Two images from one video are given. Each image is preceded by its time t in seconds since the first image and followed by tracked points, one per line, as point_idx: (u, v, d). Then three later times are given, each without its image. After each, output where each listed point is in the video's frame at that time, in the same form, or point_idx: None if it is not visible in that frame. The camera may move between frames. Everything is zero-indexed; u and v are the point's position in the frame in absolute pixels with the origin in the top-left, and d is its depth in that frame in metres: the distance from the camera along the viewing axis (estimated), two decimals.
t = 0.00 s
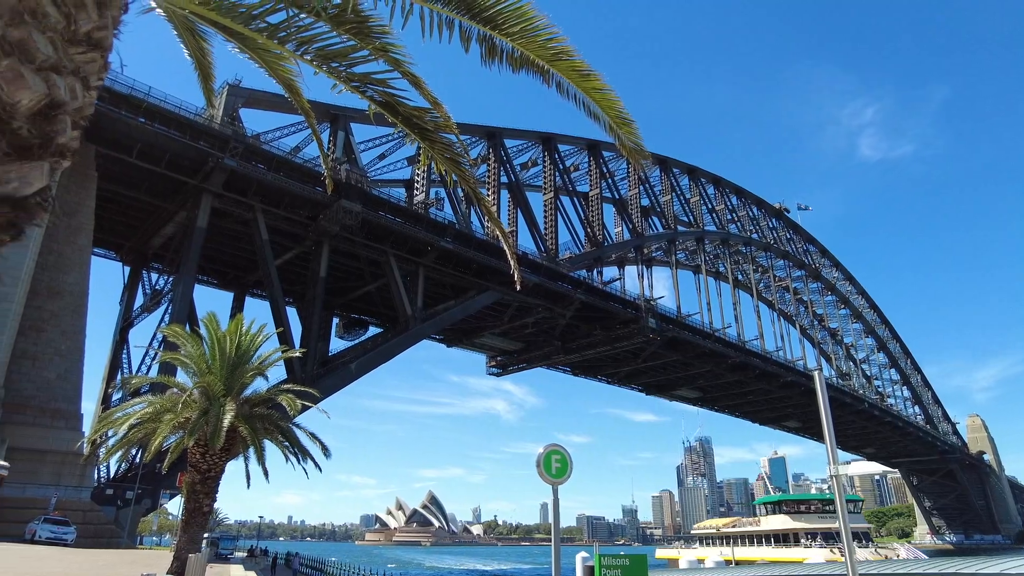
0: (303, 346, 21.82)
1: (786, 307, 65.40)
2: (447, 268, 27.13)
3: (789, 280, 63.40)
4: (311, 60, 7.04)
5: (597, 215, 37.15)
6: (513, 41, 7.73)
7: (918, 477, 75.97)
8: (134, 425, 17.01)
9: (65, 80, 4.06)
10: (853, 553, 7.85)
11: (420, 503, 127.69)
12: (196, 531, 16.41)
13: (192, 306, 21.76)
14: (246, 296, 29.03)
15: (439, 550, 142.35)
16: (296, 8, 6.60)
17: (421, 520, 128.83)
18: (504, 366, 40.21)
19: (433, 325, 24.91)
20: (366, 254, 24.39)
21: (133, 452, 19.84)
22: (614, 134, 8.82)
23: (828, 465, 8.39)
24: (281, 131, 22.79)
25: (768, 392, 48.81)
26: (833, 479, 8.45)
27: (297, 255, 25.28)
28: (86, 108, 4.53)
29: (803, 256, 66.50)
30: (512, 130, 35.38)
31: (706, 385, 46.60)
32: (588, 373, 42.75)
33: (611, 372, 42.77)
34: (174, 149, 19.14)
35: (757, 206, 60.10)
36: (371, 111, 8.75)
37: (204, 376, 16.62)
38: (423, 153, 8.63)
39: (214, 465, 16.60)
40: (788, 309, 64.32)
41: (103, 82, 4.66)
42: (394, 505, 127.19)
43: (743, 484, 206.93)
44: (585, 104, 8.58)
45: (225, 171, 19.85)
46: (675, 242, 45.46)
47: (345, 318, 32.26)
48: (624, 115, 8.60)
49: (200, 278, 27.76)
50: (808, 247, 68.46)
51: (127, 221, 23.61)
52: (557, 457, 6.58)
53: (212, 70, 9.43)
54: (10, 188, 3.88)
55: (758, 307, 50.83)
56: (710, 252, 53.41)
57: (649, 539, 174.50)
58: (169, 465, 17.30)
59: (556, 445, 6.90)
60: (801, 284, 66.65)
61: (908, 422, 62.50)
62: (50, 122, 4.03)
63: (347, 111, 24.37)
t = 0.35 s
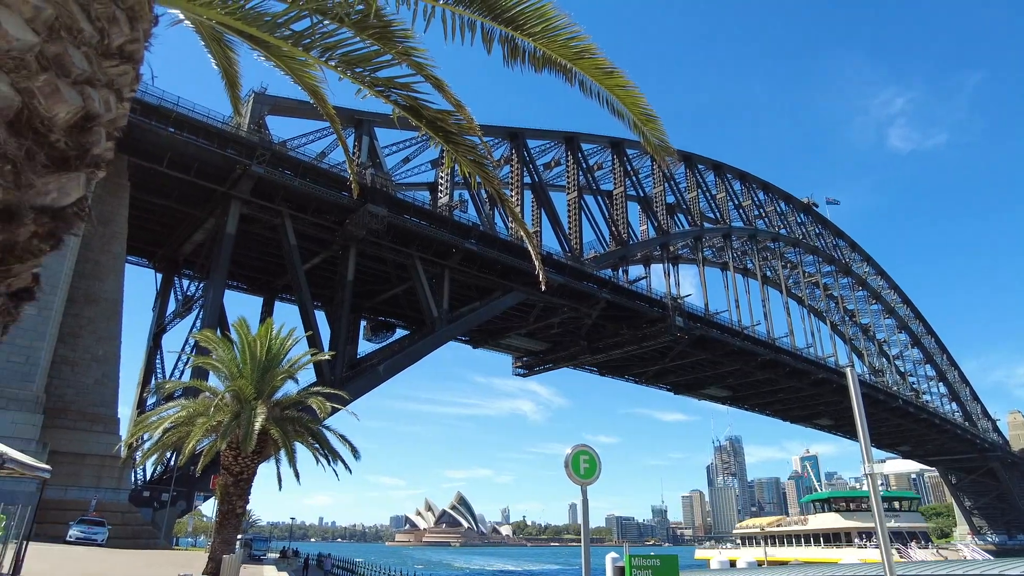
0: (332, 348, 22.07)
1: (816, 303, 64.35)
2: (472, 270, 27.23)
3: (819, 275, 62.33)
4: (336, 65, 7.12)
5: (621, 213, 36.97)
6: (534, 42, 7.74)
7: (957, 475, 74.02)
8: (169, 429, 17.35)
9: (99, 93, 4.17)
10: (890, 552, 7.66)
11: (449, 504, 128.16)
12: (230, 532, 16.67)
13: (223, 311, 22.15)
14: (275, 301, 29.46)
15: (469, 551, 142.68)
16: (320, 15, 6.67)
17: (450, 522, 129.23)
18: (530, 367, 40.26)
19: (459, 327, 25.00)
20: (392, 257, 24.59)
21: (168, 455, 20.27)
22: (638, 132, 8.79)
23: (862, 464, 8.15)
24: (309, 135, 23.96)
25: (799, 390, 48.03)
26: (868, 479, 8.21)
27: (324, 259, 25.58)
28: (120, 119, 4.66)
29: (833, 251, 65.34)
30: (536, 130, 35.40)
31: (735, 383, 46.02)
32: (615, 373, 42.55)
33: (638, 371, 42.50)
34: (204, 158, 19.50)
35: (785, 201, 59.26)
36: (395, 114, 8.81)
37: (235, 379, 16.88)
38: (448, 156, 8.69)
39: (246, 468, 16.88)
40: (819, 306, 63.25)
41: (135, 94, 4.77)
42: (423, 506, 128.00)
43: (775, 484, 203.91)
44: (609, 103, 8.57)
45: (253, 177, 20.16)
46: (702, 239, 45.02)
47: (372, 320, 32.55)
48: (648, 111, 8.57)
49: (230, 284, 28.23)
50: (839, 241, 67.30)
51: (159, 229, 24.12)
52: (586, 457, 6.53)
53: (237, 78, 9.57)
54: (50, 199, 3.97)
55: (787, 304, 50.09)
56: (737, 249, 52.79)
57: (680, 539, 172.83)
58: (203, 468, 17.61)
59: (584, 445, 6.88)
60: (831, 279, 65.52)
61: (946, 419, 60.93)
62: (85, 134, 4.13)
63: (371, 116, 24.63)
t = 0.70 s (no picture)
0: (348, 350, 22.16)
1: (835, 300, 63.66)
2: (487, 270, 27.25)
3: (837, 272, 61.67)
4: (348, 67, 7.15)
5: (636, 211, 36.80)
6: (546, 40, 7.71)
7: (981, 474, 72.84)
8: (188, 430, 17.53)
9: (113, 98, 4.21)
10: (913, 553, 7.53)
11: (466, 505, 128.44)
12: (249, 532, 16.77)
13: (240, 314, 22.35)
14: (292, 303, 29.68)
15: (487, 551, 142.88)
16: (332, 17, 6.71)
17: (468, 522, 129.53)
18: (546, 366, 40.25)
19: (475, 327, 25.01)
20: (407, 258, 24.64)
21: (188, 456, 20.51)
22: (652, 129, 8.73)
23: (883, 462, 8.01)
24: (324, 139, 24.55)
25: (818, 388, 47.51)
26: (890, 477, 8.07)
27: (340, 260, 25.72)
28: (133, 124, 4.69)
29: (851, 247, 64.61)
30: (549, 129, 35.38)
31: (753, 382, 45.67)
32: (631, 372, 42.38)
33: (655, 370, 42.31)
34: (221, 162, 19.68)
35: (802, 197, 58.71)
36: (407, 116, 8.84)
37: (254, 381, 17.03)
38: (460, 155, 8.69)
39: (265, 468, 17.00)
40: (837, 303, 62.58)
41: (148, 97, 4.81)
42: (440, 507, 128.50)
43: (794, 483, 202.11)
44: (622, 100, 8.52)
45: (268, 181, 20.31)
46: (718, 237, 44.69)
47: (389, 321, 32.69)
48: (661, 108, 8.51)
49: (248, 286, 28.48)
50: (857, 237, 66.52)
51: (177, 233, 24.40)
52: (603, 456, 6.44)
53: (252, 82, 9.65)
54: (66, 204, 4.02)
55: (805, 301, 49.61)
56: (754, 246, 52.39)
57: (699, 539, 171.94)
58: (222, 468, 17.76)
59: (602, 444, 6.79)
60: (850, 276, 64.78)
61: (969, 417, 59.99)
62: (100, 139, 4.18)
63: (386, 118, 24.74)
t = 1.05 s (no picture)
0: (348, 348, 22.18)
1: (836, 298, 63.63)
2: (488, 268, 27.24)
3: (839, 269, 61.66)
4: (341, 65, 7.16)
5: (637, 209, 36.79)
6: (541, 37, 7.73)
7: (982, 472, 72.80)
8: (189, 429, 17.55)
9: (100, 95, 4.22)
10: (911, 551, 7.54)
11: (467, 503, 128.46)
12: (249, 531, 16.81)
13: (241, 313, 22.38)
14: (293, 302, 29.71)
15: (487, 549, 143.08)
16: (325, 15, 6.72)
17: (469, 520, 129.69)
18: (547, 365, 40.28)
19: (475, 325, 25.02)
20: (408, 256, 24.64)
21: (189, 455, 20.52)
22: (646, 125, 8.75)
23: (880, 459, 8.06)
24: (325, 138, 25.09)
25: (819, 385, 47.50)
26: (886, 474, 8.10)
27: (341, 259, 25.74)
28: (123, 121, 4.72)
29: (852, 244, 64.57)
30: (550, 128, 35.39)
31: (753, 380, 45.68)
32: (632, 370, 42.39)
33: (656, 368, 42.32)
34: (222, 161, 19.69)
35: (804, 195, 58.64)
36: (402, 113, 8.86)
37: (254, 380, 17.05)
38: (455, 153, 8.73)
39: (265, 467, 17.04)
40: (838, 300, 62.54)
41: (137, 95, 4.83)
42: (441, 505, 128.71)
43: (796, 481, 202.14)
44: (616, 97, 8.54)
45: (270, 180, 20.33)
46: (719, 234, 44.65)
47: (390, 320, 32.73)
48: (655, 105, 8.54)
49: (249, 286, 28.52)
50: (859, 235, 66.47)
51: (178, 232, 24.42)
52: (600, 454, 6.42)
53: (247, 80, 9.65)
54: (53, 201, 4.04)
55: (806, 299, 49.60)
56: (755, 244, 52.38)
57: (700, 537, 172.15)
58: (223, 467, 17.80)
59: (600, 442, 6.78)
60: (851, 273, 64.72)
61: (970, 415, 59.91)
62: (88, 136, 4.18)
63: (386, 117, 24.76)
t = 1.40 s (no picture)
0: (302, 331, 21.85)
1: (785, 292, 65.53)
2: (447, 254, 27.12)
3: (789, 264, 63.43)
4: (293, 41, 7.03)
5: (597, 199, 37.08)
6: (497, 22, 7.71)
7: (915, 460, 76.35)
8: (133, 410, 17.08)
9: (27, 60, 4.05)
10: (838, 532, 8.00)
11: (420, 487, 128.24)
12: (193, 515, 16.54)
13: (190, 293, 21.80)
14: (246, 283, 29.09)
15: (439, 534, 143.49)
16: None
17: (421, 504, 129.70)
18: (503, 351, 40.50)
19: (432, 311, 24.95)
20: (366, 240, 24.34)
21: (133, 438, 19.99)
22: (600, 115, 8.81)
23: (815, 446, 8.50)
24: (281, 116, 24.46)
25: (766, 376, 48.95)
26: (820, 460, 8.55)
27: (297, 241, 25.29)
28: (55, 89, 4.55)
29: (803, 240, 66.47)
30: (512, 114, 35.29)
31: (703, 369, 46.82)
32: (587, 358, 42.93)
33: (611, 356, 42.98)
34: (174, 136, 19.09)
35: (759, 190, 60.00)
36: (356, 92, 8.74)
37: (202, 361, 16.65)
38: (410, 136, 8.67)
39: (212, 450, 16.75)
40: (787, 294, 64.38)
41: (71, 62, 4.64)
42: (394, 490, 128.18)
43: (742, 468, 208.40)
44: (571, 85, 8.57)
45: (224, 157, 19.78)
46: (676, 226, 45.37)
47: (345, 304, 32.34)
48: (610, 95, 8.59)
49: (200, 265, 27.79)
50: (809, 231, 68.42)
51: (126, 208, 23.60)
52: (549, 440, 6.61)
53: (199, 53, 9.38)
54: None
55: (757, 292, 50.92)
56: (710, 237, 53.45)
57: (648, 522, 176.13)
58: (168, 449, 17.41)
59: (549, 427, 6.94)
60: (800, 268, 66.66)
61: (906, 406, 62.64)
62: (16, 103, 4.01)
63: (346, 97, 24.30)
